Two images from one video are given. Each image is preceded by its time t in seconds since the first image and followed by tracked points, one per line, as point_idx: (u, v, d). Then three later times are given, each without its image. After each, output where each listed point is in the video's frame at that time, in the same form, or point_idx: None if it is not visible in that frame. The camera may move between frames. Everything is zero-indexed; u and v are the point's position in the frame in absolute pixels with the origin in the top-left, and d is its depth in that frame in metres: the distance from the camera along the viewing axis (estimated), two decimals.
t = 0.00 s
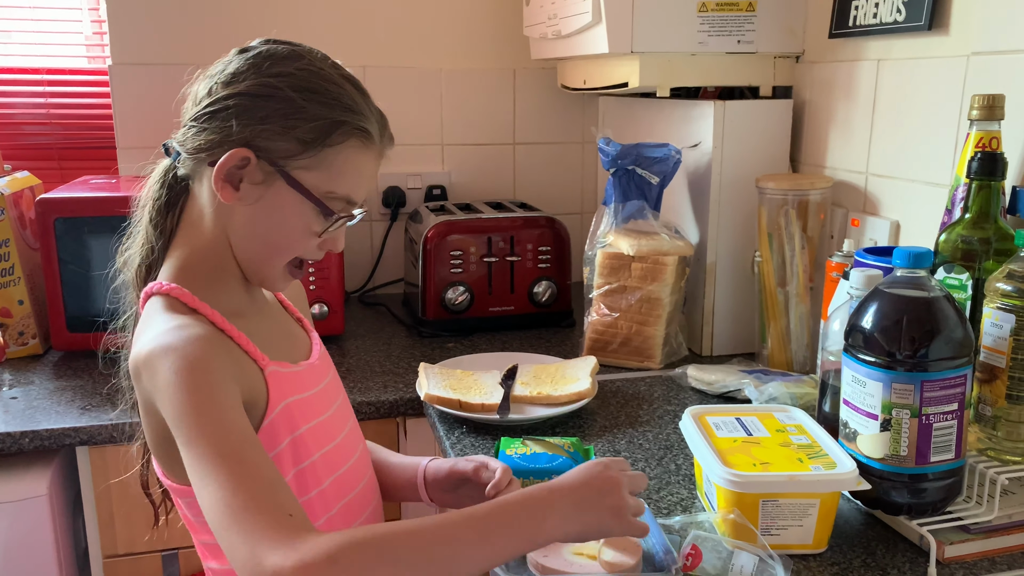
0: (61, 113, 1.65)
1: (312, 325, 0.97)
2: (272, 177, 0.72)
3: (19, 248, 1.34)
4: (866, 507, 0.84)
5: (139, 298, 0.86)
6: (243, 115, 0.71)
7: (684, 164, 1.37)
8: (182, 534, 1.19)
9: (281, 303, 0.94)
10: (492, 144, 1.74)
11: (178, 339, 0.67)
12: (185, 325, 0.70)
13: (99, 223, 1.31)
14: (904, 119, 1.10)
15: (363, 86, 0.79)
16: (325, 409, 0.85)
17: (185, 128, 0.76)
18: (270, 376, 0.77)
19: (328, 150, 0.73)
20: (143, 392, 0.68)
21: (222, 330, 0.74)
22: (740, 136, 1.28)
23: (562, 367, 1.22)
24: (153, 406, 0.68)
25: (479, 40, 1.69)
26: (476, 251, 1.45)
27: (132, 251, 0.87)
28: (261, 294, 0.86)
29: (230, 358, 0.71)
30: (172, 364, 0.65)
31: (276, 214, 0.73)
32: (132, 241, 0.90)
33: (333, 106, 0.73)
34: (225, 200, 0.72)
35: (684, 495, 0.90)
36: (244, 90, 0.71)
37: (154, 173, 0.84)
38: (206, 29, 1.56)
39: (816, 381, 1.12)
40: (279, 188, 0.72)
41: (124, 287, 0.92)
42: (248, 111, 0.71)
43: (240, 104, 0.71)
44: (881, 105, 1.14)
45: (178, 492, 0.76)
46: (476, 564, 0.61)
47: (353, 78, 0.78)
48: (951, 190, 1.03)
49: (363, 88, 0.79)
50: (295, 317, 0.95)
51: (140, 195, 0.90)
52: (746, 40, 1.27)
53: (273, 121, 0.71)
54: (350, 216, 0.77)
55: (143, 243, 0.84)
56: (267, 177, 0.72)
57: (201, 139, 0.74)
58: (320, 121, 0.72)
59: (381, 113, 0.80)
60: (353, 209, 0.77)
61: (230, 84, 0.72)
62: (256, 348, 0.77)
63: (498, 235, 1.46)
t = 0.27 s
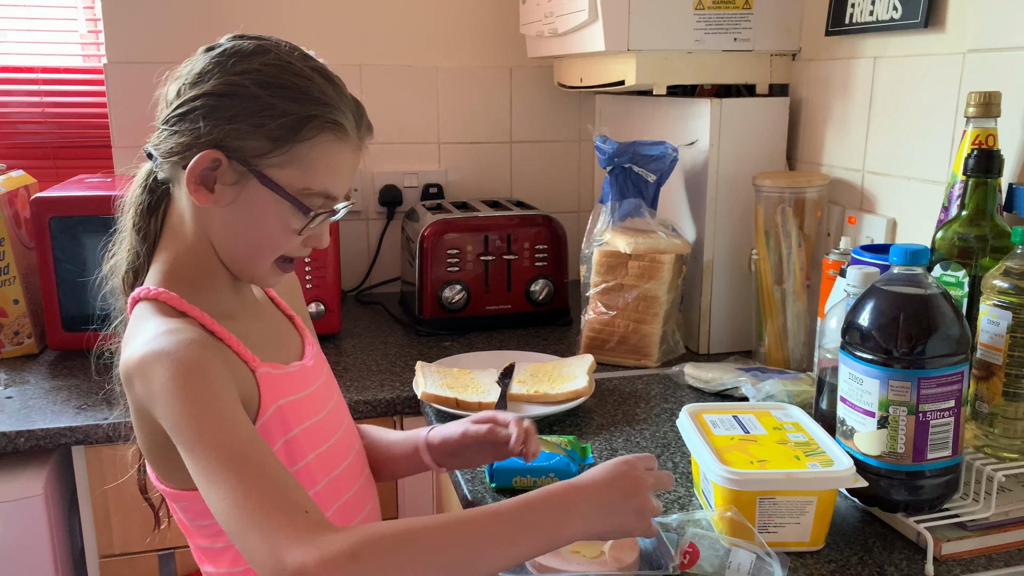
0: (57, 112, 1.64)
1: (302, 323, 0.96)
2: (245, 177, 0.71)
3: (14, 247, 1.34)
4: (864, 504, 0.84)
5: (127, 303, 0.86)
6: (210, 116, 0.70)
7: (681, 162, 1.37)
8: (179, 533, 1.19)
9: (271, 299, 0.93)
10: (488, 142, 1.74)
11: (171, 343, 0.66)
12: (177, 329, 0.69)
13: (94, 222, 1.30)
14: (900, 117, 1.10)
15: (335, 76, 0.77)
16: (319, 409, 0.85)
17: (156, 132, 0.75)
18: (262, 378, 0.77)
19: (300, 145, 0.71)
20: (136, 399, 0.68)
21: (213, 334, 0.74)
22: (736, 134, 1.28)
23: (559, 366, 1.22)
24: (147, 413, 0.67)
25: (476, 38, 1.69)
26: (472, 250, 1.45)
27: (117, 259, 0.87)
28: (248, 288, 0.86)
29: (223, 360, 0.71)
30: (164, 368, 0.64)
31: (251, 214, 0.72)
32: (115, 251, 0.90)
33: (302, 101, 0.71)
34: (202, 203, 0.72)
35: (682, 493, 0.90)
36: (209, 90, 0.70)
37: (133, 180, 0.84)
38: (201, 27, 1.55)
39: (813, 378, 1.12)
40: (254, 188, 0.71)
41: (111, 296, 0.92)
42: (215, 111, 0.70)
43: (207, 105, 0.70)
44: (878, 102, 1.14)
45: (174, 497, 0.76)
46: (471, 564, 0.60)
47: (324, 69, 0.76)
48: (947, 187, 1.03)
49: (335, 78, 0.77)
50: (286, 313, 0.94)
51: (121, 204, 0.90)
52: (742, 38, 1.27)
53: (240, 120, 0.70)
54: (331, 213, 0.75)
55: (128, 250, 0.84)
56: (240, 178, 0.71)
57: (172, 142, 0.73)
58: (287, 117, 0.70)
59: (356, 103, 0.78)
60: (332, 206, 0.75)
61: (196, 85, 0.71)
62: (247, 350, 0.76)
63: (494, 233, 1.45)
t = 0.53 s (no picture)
0: (52, 109, 1.64)
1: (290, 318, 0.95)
2: (224, 179, 0.71)
3: (9, 245, 1.33)
4: (860, 500, 0.84)
5: (109, 303, 0.85)
6: (186, 116, 0.70)
7: (677, 158, 1.37)
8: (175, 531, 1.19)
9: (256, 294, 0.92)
10: (484, 139, 1.74)
11: (159, 346, 0.66)
12: (165, 331, 0.69)
13: (89, 220, 1.30)
14: (895, 113, 1.11)
15: (313, 72, 0.77)
16: (311, 407, 0.85)
17: (133, 132, 0.75)
18: (253, 379, 0.77)
19: (278, 145, 0.71)
20: (124, 402, 0.68)
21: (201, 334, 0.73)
22: (733, 131, 1.28)
23: (556, 362, 1.22)
24: (136, 415, 0.67)
25: (471, 35, 1.69)
26: (469, 247, 1.45)
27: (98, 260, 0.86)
28: (234, 287, 0.85)
29: (212, 361, 0.71)
30: (151, 371, 0.64)
31: (231, 216, 0.72)
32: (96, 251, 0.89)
33: (278, 99, 0.71)
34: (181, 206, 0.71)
35: (678, 489, 0.90)
36: (184, 90, 0.70)
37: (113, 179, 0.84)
38: (197, 24, 1.55)
39: (810, 374, 1.12)
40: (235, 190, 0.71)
41: (94, 297, 0.92)
42: (191, 112, 0.70)
43: (182, 105, 0.70)
44: (873, 99, 1.14)
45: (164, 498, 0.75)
46: (454, 566, 0.62)
47: (300, 65, 0.75)
48: (942, 183, 1.03)
49: (313, 73, 0.77)
50: (273, 309, 0.93)
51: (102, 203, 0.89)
52: (739, 35, 1.26)
53: (215, 121, 0.70)
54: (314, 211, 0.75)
55: (109, 250, 0.83)
56: (220, 179, 0.71)
57: (149, 143, 0.73)
58: (262, 117, 0.70)
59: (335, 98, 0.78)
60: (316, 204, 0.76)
61: (171, 85, 0.71)
62: (237, 351, 0.76)
63: (490, 230, 1.45)
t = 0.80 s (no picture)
0: (49, 107, 1.63)
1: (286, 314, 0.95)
2: (229, 176, 0.71)
3: (7, 243, 1.33)
4: (858, 495, 0.84)
5: (104, 297, 0.85)
6: (194, 112, 0.70)
7: (676, 154, 1.37)
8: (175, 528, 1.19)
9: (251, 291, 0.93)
10: (483, 136, 1.74)
11: (150, 342, 0.66)
12: (157, 327, 0.69)
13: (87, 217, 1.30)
14: (893, 109, 1.11)
15: (324, 73, 0.77)
16: (305, 406, 0.85)
17: (138, 124, 0.74)
18: (246, 377, 0.77)
19: (287, 144, 0.71)
20: (116, 396, 0.68)
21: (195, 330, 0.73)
22: (731, 126, 1.28)
23: (555, 358, 1.22)
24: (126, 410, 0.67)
25: (470, 31, 1.68)
26: (467, 244, 1.45)
27: (94, 250, 0.86)
28: (231, 284, 0.85)
29: (204, 359, 0.71)
30: (141, 367, 0.64)
31: (234, 214, 0.72)
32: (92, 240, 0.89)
33: (288, 99, 0.71)
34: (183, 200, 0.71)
35: (676, 484, 0.90)
36: (194, 86, 0.70)
37: (114, 169, 0.83)
38: (194, 21, 1.54)
39: (808, 370, 1.12)
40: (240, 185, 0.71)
41: (88, 287, 0.91)
42: (199, 107, 0.70)
43: (191, 101, 0.70)
44: (872, 94, 1.14)
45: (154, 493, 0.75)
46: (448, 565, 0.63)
47: (312, 66, 0.76)
48: (941, 178, 1.03)
49: (324, 75, 0.77)
50: (269, 305, 0.93)
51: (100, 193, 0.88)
52: (737, 30, 1.26)
53: (224, 118, 0.70)
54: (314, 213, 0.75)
55: (106, 241, 0.83)
56: (225, 175, 0.71)
57: (154, 136, 0.72)
58: (273, 116, 0.70)
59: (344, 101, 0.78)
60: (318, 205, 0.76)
61: (180, 80, 0.71)
62: (231, 349, 0.76)
63: (489, 227, 1.45)
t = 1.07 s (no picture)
0: (50, 106, 1.63)
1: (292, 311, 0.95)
2: (247, 173, 0.71)
3: (9, 242, 1.33)
4: (859, 489, 0.84)
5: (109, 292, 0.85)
6: (216, 108, 0.70)
7: (675, 151, 1.37)
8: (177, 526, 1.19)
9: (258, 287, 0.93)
10: (483, 133, 1.74)
11: (154, 339, 0.66)
12: (161, 323, 0.69)
13: (89, 216, 1.30)
14: (893, 104, 1.11)
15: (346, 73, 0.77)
16: (305, 406, 0.85)
17: (156, 117, 0.74)
18: (249, 376, 0.77)
19: (307, 145, 0.72)
20: (117, 390, 0.68)
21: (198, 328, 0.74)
22: (731, 122, 1.28)
23: (556, 355, 1.22)
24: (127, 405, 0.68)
25: (470, 28, 1.68)
26: (468, 241, 1.45)
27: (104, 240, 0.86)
28: (238, 280, 0.85)
29: (207, 357, 0.71)
30: (143, 364, 0.64)
31: (251, 211, 0.72)
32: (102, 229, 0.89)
33: (311, 99, 0.72)
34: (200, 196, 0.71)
35: (678, 480, 0.91)
36: (218, 82, 0.70)
37: (127, 158, 0.83)
38: (194, 19, 1.55)
39: (809, 365, 1.12)
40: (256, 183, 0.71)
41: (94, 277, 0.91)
42: (221, 104, 0.70)
43: (214, 96, 0.70)
44: (871, 90, 1.15)
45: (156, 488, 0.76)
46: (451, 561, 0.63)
47: (335, 67, 0.76)
48: (940, 173, 1.03)
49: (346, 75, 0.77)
50: (274, 300, 0.93)
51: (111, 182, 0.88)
52: (736, 26, 1.26)
53: (247, 115, 0.70)
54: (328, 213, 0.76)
55: (115, 233, 0.83)
56: (243, 173, 0.71)
57: (172, 130, 0.72)
58: (297, 116, 0.71)
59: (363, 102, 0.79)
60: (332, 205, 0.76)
61: (202, 75, 0.71)
62: (236, 347, 0.77)
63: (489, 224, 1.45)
